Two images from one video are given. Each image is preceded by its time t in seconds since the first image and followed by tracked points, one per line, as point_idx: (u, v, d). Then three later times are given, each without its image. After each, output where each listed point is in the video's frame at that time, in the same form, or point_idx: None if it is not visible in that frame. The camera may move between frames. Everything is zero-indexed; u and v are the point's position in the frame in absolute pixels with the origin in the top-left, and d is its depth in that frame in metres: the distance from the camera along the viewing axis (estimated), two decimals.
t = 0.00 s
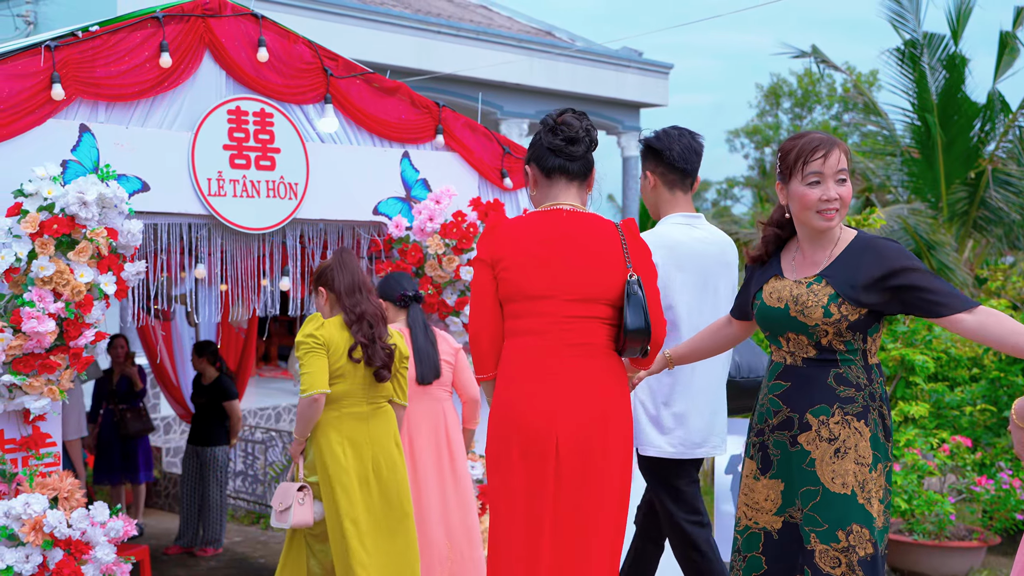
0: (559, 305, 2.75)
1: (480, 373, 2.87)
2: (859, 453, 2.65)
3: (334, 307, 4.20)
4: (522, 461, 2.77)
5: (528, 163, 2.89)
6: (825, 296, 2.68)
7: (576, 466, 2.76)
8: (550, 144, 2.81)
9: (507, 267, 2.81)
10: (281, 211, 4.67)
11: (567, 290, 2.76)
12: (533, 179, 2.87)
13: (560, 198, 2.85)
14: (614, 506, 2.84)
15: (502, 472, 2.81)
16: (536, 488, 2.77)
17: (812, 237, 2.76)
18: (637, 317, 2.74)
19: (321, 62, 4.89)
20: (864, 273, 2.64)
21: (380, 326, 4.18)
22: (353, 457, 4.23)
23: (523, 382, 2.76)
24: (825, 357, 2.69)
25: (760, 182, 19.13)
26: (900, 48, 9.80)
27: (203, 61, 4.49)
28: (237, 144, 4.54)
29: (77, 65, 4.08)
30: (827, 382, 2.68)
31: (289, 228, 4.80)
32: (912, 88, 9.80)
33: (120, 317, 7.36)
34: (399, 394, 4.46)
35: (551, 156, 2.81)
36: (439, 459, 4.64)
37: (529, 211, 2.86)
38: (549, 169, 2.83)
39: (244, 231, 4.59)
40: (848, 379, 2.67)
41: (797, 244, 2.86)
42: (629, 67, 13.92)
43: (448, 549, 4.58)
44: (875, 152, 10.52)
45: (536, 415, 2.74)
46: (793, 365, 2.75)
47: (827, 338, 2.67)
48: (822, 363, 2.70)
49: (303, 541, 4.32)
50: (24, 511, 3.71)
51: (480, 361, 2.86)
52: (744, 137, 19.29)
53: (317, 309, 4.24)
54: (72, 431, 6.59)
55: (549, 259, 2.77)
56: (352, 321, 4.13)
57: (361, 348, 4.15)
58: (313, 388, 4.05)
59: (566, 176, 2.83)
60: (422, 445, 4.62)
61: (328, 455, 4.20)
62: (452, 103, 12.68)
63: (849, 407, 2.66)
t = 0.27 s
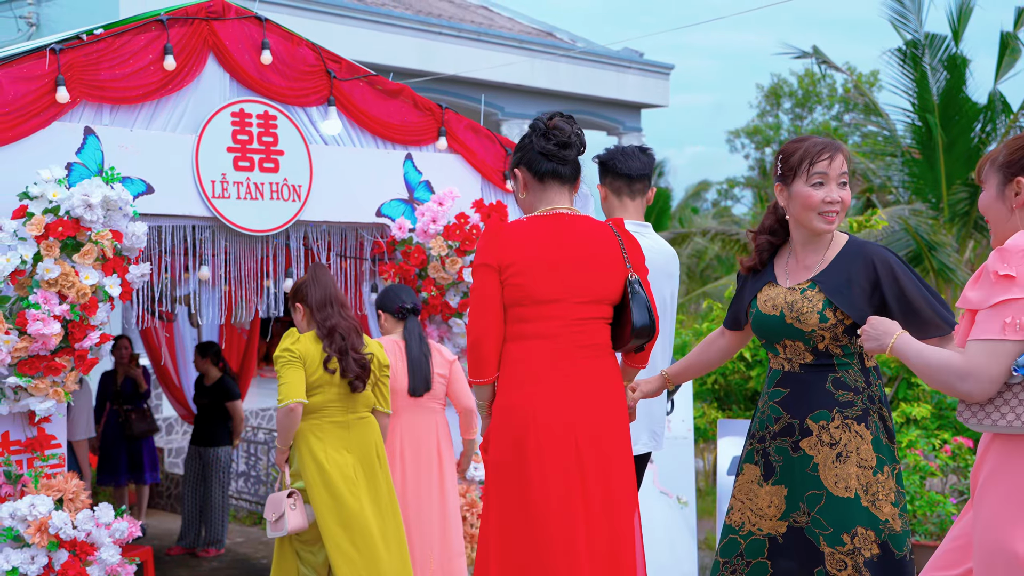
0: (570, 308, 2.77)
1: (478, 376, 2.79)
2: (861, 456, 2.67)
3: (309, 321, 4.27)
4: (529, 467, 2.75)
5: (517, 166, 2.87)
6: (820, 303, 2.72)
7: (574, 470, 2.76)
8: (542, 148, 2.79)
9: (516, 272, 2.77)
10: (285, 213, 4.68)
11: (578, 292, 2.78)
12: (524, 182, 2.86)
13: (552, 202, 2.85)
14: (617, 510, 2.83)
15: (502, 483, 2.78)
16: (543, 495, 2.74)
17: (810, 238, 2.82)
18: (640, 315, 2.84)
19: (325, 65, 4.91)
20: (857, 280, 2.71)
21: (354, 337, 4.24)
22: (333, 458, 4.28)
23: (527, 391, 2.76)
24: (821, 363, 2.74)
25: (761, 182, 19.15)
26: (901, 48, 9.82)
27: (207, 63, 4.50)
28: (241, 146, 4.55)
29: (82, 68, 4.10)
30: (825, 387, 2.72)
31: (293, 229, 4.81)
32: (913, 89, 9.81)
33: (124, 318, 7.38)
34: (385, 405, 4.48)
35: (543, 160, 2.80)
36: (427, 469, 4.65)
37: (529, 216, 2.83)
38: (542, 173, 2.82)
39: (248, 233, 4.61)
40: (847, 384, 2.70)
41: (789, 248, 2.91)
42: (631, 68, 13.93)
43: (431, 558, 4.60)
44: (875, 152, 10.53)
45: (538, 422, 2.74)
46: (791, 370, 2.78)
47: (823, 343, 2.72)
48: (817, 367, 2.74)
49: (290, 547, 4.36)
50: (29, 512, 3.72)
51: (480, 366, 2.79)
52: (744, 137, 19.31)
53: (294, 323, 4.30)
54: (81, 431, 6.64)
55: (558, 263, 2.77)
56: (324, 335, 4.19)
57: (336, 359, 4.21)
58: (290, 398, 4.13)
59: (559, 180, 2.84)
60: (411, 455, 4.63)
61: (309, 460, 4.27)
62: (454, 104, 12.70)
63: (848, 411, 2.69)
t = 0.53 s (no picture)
0: (553, 312, 2.81)
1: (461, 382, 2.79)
2: (818, 449, 2.72)
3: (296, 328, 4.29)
4: (512, 471, 2.77)
5: (490, 175, 2.90)
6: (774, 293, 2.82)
7: (558, 477, 2.76)
8: (517, 155, 2.83)
9: (500, 279, 2.78)
10: (287, 213, 4.69)
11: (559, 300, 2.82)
12: (498, 190, 2.89)
13: (528, 208, 2.88)
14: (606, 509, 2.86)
15: (487, 490, 2.80)
16: (522, 498, 2.76)
17: (772, 245, 2.89)
18: (614, 318, 2.91)
19: (327, 65, 4.92)
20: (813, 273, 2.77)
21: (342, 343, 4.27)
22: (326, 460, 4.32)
23: (507, 394, 2.78)
24: (779, 356, 2.81)
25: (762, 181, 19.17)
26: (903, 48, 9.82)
27: (209, 64, 4.51)
28: (244, 147, 4.56)
29: (85, 68, 4.11)
30: (784, 381, 2.79)
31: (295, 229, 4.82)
32: (914, 88, 9.81)
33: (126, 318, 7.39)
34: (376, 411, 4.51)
35: (517, 166, 2.84)
36: (422, 474, 4.64)
37: (509, 223, 2.85)
38: (516, 180, 2.85)
39: (250, 233, 4.62)
40: (803, 378, 2.78)
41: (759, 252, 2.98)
42: (632, 68, 13.94)
43: (424, 559, 4.60)
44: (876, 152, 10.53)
45: (520, 426, 2.77)
46: (750, 365, 2.88)
47: (779, 337, 2.80)
48: (775, 361, 2.82)
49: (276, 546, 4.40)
50: (33, 512, 3.73)
51: (463, 372, 2.79)
52: (745, 137, 19.34)
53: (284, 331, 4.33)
54: (84, 430, 6.67)
55: (541, 270, 2.80)
56: (312, 342, 4.22)
57: (324, 364, 4.24)
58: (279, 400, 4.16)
59: (533, 187, 2.87)
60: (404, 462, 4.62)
61: (298, 463, 4.29)
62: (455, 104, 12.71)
63: (805, 405, 2.76)
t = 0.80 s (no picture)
0: (541, 310, 2.89)
1: (454, 381, 2.86)
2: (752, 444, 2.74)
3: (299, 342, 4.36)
4: (502, 474, 2.84)
5: (473, 179, 2.99)
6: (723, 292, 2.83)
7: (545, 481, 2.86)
8: (497, 158, 2.92)
9: (488, 280, 2.85)
10: (288, 214, 4.69)
11: (545, 301, 2.90)
12: (481, 194, 2.97)
13: (510, 210, 2.97)
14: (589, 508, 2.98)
15: (475, 488, 2.87)
16: (507, 498, 2.85)
17: (742, 250, 2.95)
18: (600, 313, 2.97)
19: (328, 65, 4.92)
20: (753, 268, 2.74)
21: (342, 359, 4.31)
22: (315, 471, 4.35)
23: (503, 396, 2.85)
24: (734, 350, 2.82)
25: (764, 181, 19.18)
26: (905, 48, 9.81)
27: (211, 64, 4.52)
28: (245, 147, 4.57)
29: (86, 69, 4.12)
30: (736, 375, 2.81)
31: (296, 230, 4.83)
32: (916, 88, 9.82)
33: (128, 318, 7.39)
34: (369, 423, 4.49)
35: (498, 169, 2.92)
36: (410, 486, 4.60)
37: (493, 224, 2.92)
38: (499, 182, 2.94)
39: (252, 233, 4.62)
40: (753, 373, 2.77)
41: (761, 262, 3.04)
42: (633, 68, 13.94)
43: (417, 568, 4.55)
44: (877, 152, 10.51)
45: (513, 428, 2.85)
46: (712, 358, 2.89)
47: (728, 331, 2.80)
48: (730, 355, 2.83)
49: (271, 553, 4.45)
50: (34, 512, 3.74)
51: (454, 372, 2.86)
52: (746, 137, 19.32)
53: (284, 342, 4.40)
54: (84, 430, 6.67)
55: (527, 271, 2.88)
56: (312, 354, 4.28)
57: (322, 376, 4.28)
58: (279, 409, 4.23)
59: (515, 189, 2.96)
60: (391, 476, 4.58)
61: (293, 471, 4.34)
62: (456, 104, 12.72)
63: (751, 400, 2.77)
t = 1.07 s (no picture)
0: (541, 319, 3.02)
1: (455, 386, 2.99)
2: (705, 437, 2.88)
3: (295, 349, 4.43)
4: (495, 478, 2.97)
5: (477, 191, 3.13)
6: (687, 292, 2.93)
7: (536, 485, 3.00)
8: (500, 170, 3.07)
9: (490, 290, 2.97)
10: (289, 213, 4.69)
11: (544, 309, 3.02)
12: (485, 205, 3.11)
13: (513, 220, 3.11)
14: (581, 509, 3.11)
15: (470, 489, 3.03)
16: (503, 500, 2.97)
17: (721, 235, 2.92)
18: (595, 324, 3.12)
19: (329, 64, 4.92)
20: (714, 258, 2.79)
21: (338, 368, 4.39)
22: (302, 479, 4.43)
23: (499, 404, 2.98)
24: (699, 348, 2.94)
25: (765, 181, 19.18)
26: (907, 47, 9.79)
27: (212, 63, 4.51)
28: (246, 146, 4.57)
29: (88, 68, 4.12)
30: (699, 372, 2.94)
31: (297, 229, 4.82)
32: (917, 88, 9.80)
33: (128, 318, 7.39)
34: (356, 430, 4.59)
35: (502, 181, 3.08)
36: (394, 494, 4.66)
37: (496, 235, 3.06)
38: (502, 195, 3.09)
39: (253, 233, 4.62)
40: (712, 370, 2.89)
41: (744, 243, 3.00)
42: (634, 68, 13.93)
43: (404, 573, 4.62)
44: (878, 152, 10.48)
45: (511, 432, 2.98)
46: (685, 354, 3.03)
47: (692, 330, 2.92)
48: (696, 352, 2.96)
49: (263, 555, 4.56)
50: (36, 511, 3.74)
51: (455, 378, 2.98)
52: (747, 137, 19.31)
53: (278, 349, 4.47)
54: (85, 430, 6.67)
55: (526, 281, 3.01)
56: (311, 360, 4.35)
57: (320, 384, 4.35)
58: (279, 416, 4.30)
59: (518, 201, 3.11)
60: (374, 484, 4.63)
61: (289, 476, 4.43)
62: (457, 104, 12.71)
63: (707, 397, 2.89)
